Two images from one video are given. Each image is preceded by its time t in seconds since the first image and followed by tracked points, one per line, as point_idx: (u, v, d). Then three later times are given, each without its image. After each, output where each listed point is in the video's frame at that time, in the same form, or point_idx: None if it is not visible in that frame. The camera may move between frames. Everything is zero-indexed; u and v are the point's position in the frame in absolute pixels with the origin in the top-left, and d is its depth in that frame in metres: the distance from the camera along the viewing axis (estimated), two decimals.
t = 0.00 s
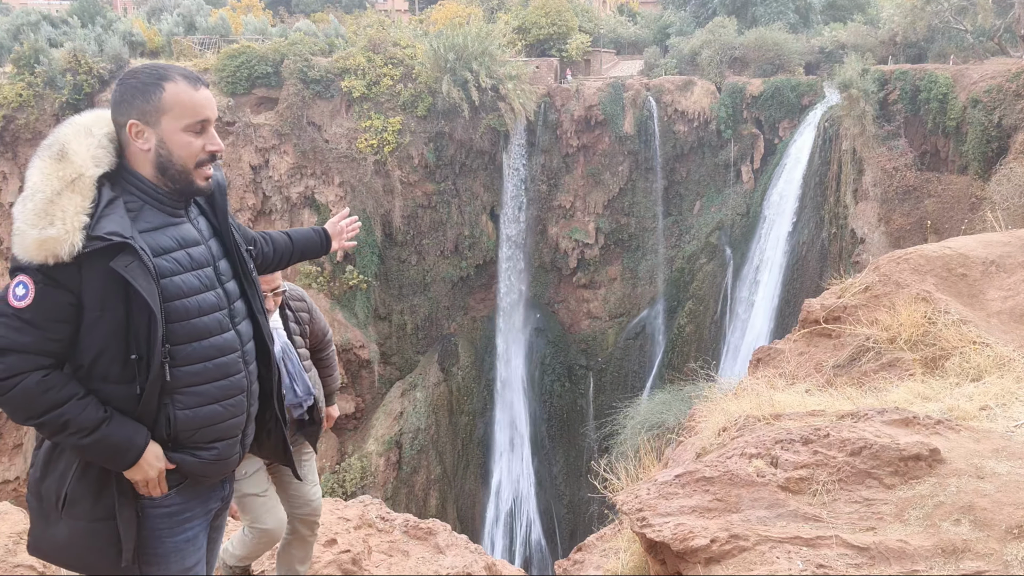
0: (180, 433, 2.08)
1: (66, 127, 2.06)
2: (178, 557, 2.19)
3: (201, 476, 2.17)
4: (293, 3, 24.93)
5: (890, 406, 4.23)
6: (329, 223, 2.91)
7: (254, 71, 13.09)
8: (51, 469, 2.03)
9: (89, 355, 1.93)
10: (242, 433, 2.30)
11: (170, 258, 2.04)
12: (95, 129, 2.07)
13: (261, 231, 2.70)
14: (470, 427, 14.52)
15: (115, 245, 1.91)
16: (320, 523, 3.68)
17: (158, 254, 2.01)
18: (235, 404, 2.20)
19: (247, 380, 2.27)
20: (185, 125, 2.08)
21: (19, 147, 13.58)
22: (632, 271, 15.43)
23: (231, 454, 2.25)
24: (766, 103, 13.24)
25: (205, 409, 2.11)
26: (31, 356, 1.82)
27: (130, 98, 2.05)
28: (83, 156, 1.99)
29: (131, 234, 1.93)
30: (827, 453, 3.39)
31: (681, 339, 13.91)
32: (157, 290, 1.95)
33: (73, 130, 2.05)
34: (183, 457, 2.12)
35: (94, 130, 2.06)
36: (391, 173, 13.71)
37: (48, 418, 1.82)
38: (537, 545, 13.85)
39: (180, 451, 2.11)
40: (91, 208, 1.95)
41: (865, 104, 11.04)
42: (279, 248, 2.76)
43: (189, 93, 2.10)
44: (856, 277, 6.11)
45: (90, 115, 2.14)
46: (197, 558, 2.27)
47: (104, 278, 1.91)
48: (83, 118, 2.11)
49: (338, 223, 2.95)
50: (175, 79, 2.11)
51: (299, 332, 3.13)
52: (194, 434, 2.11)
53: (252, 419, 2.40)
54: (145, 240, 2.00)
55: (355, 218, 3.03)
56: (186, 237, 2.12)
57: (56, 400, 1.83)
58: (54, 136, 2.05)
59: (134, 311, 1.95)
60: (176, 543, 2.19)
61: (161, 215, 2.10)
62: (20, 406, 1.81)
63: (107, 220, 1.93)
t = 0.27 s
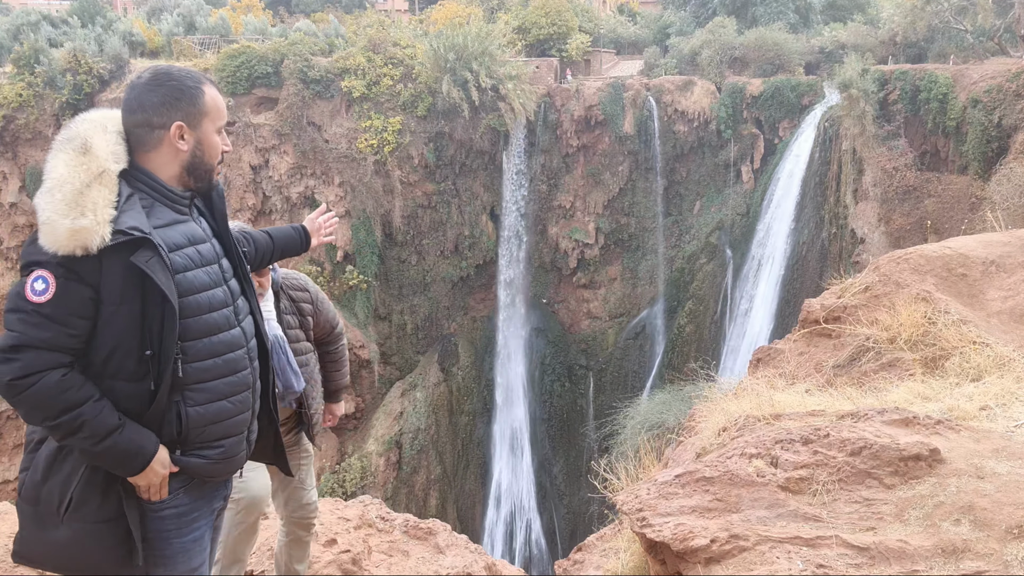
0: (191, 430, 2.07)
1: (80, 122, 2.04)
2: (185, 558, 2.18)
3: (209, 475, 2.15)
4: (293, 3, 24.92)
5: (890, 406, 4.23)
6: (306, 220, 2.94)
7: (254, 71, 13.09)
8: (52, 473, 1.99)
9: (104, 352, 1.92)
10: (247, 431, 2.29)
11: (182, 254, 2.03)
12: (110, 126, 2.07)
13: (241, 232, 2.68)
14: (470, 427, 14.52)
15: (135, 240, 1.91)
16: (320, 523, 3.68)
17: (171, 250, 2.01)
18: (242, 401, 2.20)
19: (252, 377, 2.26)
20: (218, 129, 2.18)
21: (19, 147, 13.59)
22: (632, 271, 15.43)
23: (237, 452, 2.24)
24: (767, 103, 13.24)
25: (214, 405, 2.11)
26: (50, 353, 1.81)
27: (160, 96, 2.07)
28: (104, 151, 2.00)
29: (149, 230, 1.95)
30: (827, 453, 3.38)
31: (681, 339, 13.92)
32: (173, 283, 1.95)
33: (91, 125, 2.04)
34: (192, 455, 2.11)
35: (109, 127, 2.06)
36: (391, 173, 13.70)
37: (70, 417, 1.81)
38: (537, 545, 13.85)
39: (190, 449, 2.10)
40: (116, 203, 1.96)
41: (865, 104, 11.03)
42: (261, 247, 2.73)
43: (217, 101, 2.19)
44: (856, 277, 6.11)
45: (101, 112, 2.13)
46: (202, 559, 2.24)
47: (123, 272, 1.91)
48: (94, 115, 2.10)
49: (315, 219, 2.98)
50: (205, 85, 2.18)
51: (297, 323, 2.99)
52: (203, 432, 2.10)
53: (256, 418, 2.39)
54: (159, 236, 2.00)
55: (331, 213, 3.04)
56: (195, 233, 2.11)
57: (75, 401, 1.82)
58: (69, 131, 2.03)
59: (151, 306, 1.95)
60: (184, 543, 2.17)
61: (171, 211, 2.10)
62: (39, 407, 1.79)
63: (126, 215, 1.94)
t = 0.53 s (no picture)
0: (203, 428, 2.07)
1: (89, 122, 2.01)
2: (192, 557, 2.18)
3: (219, 474, 2.16)
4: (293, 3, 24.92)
5: (889, 406, 4.23)
6: (304, 220, 2.97)
7: (254, 71, 13.10)
8: (72, 475, 1.95)
9: (131, 353, 1.90)
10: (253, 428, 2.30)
11: (192, 252, 2.04)
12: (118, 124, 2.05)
13: (240, 229, 2.68)
14: (470, 427, 14.52)
15: (153, 238, 1.91)
16: (320, 524, 3.68)
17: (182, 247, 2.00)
18: (249, 397, 2.21)
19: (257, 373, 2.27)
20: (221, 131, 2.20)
21: (19, 147, 13.62)
22: (632, 271, 15.43)
23: (245, 448, 2.25)
24: (767, 103, 13.24)
25: (225, 402, 2.11)
26: (93, 359, 1.79)
27: (160, 96, 2.07)
28: (120, 149, 1.98)
29: (163, 228, 1.94)
30: (827, 452, 3.38)
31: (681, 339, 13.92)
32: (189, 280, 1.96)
33: (101, 124, 2.01)
34: (203, 453, 2.11)
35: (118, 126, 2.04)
36: (391, 173, 13.70)
37: (120, 428, 1.82)
38: (537, 546, 13.84)
39: (201, 447, 2.11)
40: (137, 202, 1.95)
41: (865, 104, 11.02)
42: (257, 245, 2.73)
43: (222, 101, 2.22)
44: (856, 277, 6.11)
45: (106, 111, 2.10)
46: (207, 559, 2.25)
47: (146, 271, 1.89)
48: (101, 115, 2.06)
49: (313, 219, 3.02)
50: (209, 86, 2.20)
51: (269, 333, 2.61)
52: (215, 430, 2.11)
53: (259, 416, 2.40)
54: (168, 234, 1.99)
55: (329, 214, 3.10)
56: (200, 231, 2.12)
57: (116, 413, 1.81)
58: (80, 130, 1.99)
59: (173, 304, 1.94)
60: (192, 543, 2.17)
61: (174, 209, 2.09)
62: (87, 417, 1.77)
63: (143, 213, 1.93)
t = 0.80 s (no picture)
0: (207, 430, 2.07)
1: (87, 125, 2.00)
2: (197, 558, 2.19)
3: (224, 475, 2.17)
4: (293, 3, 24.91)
5: (889, 406, 4.23)
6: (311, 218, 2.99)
7: (254, 71, 13.10)
8: (81, 478, 1.96)
9: (139, 357, 1.90)
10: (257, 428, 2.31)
11: (194, 254, 2.04)
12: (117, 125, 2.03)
13: (247, 226, 2.68)
14: (470, 427, 14.52)
15: (154, 242, 1.90)
16: (320, 524, 3.68)
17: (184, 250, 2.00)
18: (254, 397, 2.22)
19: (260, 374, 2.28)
20: (209, 126, 2.13)
21: (19, 147, 13.63)
22: (632, 271, 15.43)
23: (250, 448, 2.26)
24: (767, 103, 13.24)
25: (230, 403, 2.12)
26: (108, 365, 1.80)
27: (152, 98, 2.06)
28: (118, 152, 1.96)
29: (165, 231, 1.94)
30: (827, 452, 3.38)
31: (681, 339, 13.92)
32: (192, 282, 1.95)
33: (99, 127, 2.01)
34: (207, 455, 2.12)
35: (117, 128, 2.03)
36: (391, 173, 13.70)
37: (134, 435, 1.83)
38: (537, 546, 13.84)
39: (206, 448, 2.11)
40: (137, 206, 1.94)
41: (865, 104, 11.02)
42: (264, 242, 2.74)
43: (214, 96, 2.15)
44: (856, 277, 6.11)
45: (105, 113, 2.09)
46: (211, 560, 2.27)
47: (149, 275, 1.89)
48: (98, 117, 2.05)
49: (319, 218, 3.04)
50: (199, 81, 2.14)
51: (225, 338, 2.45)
52: (220, 432, 2.11)
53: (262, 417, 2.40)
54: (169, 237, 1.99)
55: (333, 212, 3.14)
56: (201, 233, 2.12)
57: (129, 419, 1.82)
58: (78, 134, 1.98)
59: (178, 306, 1.94)
60: (197, 544, 2.17)
61: (176, 212, 2.09)
62: (102, 424, 1.79)
63: (144, 216, 1.93)
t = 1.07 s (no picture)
0: (206, 435, 2.07)
1: (88, 130, 2.03)
2: (198, 561, 2.18)
3: (223, 479, 2.16)
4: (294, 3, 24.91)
5: (890, 406, 4.23)
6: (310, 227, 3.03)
7: (254, 71, 13.10)
8: (81, 480, 1.99)
9: (134, 362, 1.89)
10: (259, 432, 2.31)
11: (194, 259, 2.04)
12: (118, 129, 2.06)
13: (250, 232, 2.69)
14: (470, 427, 14.52)
15: (148, 247, 1.90)
16: (320, 523, 3.68)
17: (183, 254, 2.01)
18: (256, 404, 2.22)
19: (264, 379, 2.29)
20: (168, 122, 2.02)
21: (19, 147, 13.64)
22: (632, 271, 15.43)
23: (252, 454, 2.26)
24: (767, 103, 13.25)
25: (230, 409, 2.12)
26: (97, 368, 1.79)
27: (142, 98, 2.06)
28: (112, 157, 1.98)
29: (161, 236, 1.94)
30: (827, 453, 3.38)
31: (681, 339, 13.93)
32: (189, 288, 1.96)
33: (98, 131, 2.04)
34: (207, 460, 2.11)
35: (117, 131, 2.05)
36: (391, 173, 13.70)
37: (126, 440, 1.83)
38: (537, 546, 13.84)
39: (205, 454, 2.10)
40: (131, 210, 1.95)
41: (865, 103, 11.02)
42: (267, 249, 2.76)
43: (190, 89, 2.05)
44: (856, 277, 6.11)
45: (109, 116, 2.12)
46: (213, 563, 2.26)
47: (143, 281, 1.88)
48: (101, 121, 2.09)
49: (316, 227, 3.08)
50: (179, 76, 2.07)
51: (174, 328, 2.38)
52: (219, 437, 2.11)
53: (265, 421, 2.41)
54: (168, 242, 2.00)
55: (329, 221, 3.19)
56: (203, 237, 2.12)
57: (119, 425, 1.81)
58: (80, 137, 2.02)
59: (174, 312, 1.94)
60: (197, 548, 2.17)
61: (178, 216, 2.10)
62: (91, 428, 1.78)
63: (137, 221, 1.93)
